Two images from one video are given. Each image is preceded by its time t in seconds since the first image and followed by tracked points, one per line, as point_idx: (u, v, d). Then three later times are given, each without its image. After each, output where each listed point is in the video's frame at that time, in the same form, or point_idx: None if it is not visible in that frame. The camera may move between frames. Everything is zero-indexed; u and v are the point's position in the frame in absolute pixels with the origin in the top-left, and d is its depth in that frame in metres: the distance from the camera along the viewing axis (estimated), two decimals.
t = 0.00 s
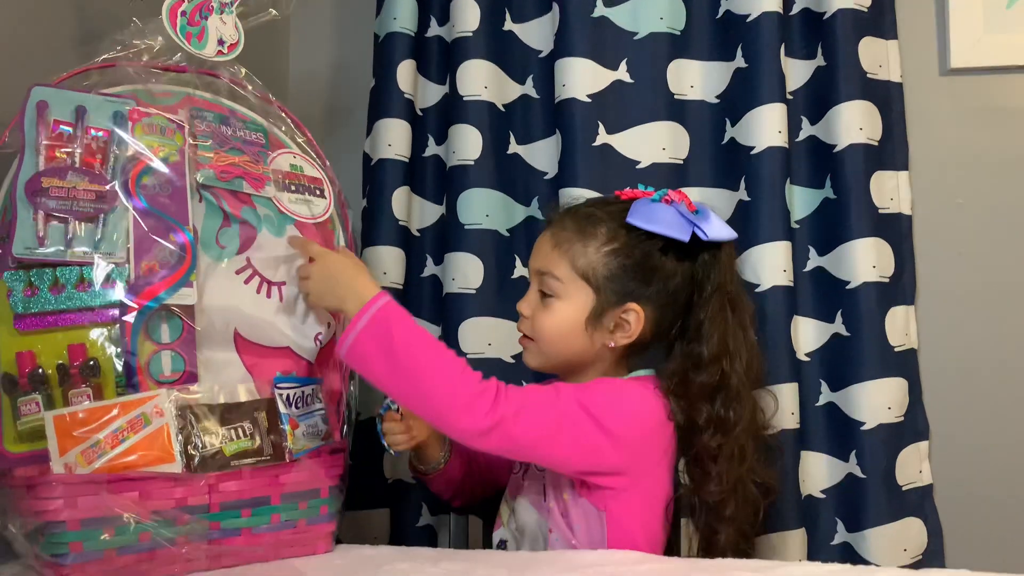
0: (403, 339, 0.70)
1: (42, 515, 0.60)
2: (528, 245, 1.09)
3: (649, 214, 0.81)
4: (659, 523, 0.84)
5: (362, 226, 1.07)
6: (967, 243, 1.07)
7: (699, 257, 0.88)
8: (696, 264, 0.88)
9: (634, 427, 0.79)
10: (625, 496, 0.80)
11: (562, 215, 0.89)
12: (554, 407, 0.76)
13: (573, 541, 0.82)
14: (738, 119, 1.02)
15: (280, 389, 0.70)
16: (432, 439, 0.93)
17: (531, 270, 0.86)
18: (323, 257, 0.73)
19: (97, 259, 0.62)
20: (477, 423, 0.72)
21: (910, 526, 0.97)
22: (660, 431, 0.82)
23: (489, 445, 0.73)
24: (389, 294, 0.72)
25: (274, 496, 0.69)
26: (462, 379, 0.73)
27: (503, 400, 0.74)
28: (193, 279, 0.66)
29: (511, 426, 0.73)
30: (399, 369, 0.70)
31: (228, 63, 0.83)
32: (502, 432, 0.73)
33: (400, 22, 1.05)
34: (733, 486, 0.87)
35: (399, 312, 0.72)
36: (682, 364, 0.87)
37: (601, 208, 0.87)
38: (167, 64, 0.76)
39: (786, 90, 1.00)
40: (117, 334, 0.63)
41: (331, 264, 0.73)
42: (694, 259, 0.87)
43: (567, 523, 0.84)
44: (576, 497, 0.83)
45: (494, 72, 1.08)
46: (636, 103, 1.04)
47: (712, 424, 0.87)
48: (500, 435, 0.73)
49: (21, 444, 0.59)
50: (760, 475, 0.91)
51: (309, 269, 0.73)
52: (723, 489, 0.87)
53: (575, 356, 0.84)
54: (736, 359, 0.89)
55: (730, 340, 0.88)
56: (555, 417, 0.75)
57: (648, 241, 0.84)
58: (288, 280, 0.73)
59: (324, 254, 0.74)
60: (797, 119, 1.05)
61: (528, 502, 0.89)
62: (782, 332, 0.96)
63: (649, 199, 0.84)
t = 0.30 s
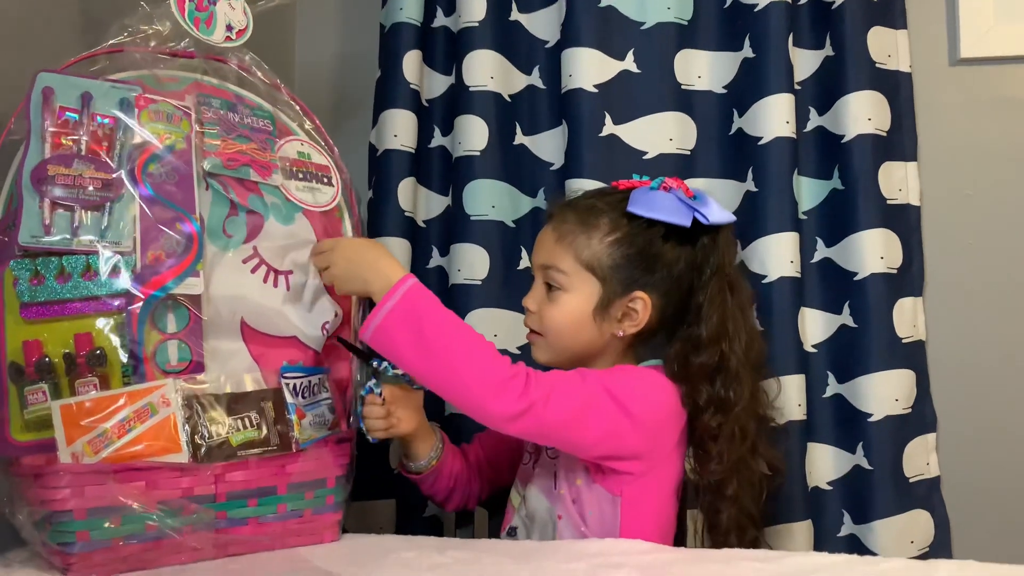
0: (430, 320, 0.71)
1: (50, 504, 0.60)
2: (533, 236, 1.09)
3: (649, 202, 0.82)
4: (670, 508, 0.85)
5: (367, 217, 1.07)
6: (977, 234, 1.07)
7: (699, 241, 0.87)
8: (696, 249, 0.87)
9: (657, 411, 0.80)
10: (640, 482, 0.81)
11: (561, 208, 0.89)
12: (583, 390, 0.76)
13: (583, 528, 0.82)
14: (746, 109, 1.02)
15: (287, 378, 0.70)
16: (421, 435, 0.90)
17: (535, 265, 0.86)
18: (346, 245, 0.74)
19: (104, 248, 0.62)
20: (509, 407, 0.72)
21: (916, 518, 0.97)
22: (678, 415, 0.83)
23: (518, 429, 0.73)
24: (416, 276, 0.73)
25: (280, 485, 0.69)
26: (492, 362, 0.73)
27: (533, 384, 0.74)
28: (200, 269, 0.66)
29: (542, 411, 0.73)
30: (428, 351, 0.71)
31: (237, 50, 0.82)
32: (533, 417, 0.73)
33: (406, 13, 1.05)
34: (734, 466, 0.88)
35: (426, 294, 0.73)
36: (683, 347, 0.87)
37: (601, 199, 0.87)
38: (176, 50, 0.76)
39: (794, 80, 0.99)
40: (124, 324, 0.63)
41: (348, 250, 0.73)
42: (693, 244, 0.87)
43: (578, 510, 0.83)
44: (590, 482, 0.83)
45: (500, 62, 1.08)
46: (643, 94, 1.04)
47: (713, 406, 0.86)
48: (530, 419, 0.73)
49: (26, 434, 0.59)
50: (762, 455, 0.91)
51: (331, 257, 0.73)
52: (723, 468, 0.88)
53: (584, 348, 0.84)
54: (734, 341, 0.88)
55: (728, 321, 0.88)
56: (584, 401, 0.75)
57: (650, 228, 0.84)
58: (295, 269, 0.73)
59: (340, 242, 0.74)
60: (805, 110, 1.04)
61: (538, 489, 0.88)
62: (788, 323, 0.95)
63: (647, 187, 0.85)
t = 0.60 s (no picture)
0: (450, 312, 0.71)
1: (59, 498, 0.60)
2: (540, 230, 1.09)
3: (655, 193, 0.82)
4: (680, 502, 0.85)
5: (374, 211, 1.07)
6: (986, 228, 1.06)
7: (707, 231, 0.89)
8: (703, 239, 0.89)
9: (671, 405, 0.80)
10: (652, 476, 0.81)
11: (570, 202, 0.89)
12: (600, 383, 0.76)
13: (593, 522, 0.82)
14: (753, 103, 1.02)
15: (295, 372, 0.70)
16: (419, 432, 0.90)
17: (544, 261, 0.86)
18: (361, 235, 0.74)
19: (113, 242, 0.62)
20: (529, 399, 0.72)
21: (923, 512, 0.97)
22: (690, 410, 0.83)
23: (536, 422, 0.73)
24: (436, 268, 0.73)
25: (288, 479, 0.69)
26: (511, 355, 0.73)
27: (552, 377, 0.74)
28: (209, 263, 0.67)
29: (561, 403, 0.73)
30: (449, 342, 0.71)
31: (250, 40, 0.82)
32: (552, 409, 0.72)
33: (413, 6, 1.05)
34: (746, 454, 0.89)
35: (447, 287, 0.73)
36: (691, 338, 0.90)
37: (608, 192, 0.87)
38: (187, 40, 0.76)
39: (802, 74, 0.99)
40: (133, 318, 0.63)
41: (364, 241, 0.74)
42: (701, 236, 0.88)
43: (588, 504, 0.83)
44: (600, 475, 0.83)
45: (507, 56, 1.08)
46: (650, 87, 1.04)
47: (725, 393, 0.89)
48: (549, 411, 0.72)
49: (37, 426, 0.59)
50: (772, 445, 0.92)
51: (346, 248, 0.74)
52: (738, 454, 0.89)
53: (597, 342, 0.84)
54: (744, 328, 0.90)
55: (737, 309, 0.89)
56: (601, 394, 0.75)
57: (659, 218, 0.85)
58: (304, 263, 0.73)
59: (354, 233, 0.74)
60: (813, 103, 1.04)
61: (546, 484, 0.88)
62: (796, 317, 0.95)
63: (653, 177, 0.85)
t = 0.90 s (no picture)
0: (457, 319, 0.71)
1: (68, 493, 0.60)
2: (546, 227, 1.09)
3: (680, 185, 0.86)
4: (690, 500, 0.85)
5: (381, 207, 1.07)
6: (994, 225, 1.06)
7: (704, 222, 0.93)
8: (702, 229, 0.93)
9: (680, 406, 0.79)
10: (662, 476, 0.81)
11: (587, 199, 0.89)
12: (607, 388, 0.76)
13: (600, 521, 0.82)
14: (761, 100, 1.01)
15: (302, 368, 0.70)
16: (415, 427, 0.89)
17: (587, 257, 0.84)
18: (373, 235, 0.73)
19: (120, 238, 0.62)
20: (536, 406, 0.71)
21: (931, 510, 0.97)
22: (700, 410, 0.83)
23: (544, 428, 0.73)
24: (445, 273, 0.73)
25: (295, 475, 0.69)
26: (519, 360, 0.72)
27: (560, 382, 0.74)
28: (216, 259, 0.67)
29: (568, 409, 0.73)
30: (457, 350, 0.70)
31: (256, 36, 0.82)
32: (560, 415, 0.72)
33: (419, 3, 1.05)
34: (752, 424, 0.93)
35: (455, 292, 0.72)
36: (695, 317, 0.94)
37: (652, 182, 0.89)
38: (193, 37, 0.76)
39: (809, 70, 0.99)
40: (141, 314, 0.63)
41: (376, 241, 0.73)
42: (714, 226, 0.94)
43: (595, 504, 0.83)
44: (608, 475, 0.83)
45: (514, 53, 1.08)
46: (657, 84, 1.04)
47: (730, 366, 0.93)
48: (556, 417, 0.72)
49: (45, 422, 0.59)
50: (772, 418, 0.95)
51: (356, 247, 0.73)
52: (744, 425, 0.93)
53: (637, 337, 0.85)
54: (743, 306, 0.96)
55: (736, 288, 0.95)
56: (609, 398, 0.75)
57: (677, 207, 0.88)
58: (311, 260, 0.73)
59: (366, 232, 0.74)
60: (821, 100, 1.03)
61: (553, 481, 0.89)
62: (803, 315, 0.95)
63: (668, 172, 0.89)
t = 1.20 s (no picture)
0: (460, 319, 0.71)
1: (72, 491, 0.60)
2: (550, 225, 1.09)
3: (684, 184, 0.85)
4: (693, 499, 0.84)
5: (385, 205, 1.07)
6: (999, 224, 1.06)
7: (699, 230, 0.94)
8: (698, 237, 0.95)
9: (684, 405, 0.79)
10: (665, 476, 0.81)
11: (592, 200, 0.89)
12: (611, 388, 0.75)
13: (604, 519, 0.82)
14: (766, 98, 1.01)
15: (307, 367, 0.70)
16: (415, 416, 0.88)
17: (608, 255, 0.82)
18: (378, 235, 0.74)
19: (124, 235, 0.62)
20: (540, 407, 0.71)
21: (935, 509, 0.97)
22: (704, 409, 0.82)
23: (546, 429, 0.73)
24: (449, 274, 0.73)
25: (300, 473, 0.69)
26: (523, 361, 0.72)
27: (564, 383, 0.73)
28: (221, 258, 0.66)
29: (572, 410, 0.72)
30: (461, 352, 0.70)
31: (261, 33, 0.82)
32: (563, 416, 0.72)
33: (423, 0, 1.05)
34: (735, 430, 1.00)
35: (458, 292, 0.72)
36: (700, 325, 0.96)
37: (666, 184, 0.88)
38: (197, 33, 0.76)
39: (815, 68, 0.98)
40: (145, 312, 0.63)
41: (382, 241, 0.73)
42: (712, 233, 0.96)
43: (599, 503, 0.83)
44: (612, 473, 0.83)
45: (518, 51, 1.08)
46: (661, 82, 1.04)
47: (725, 384, 0.96)
48: (559, 419, 0.72)
49: (50, 419, 0.59)
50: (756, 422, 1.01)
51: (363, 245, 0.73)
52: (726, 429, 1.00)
53: (652, 336, 0.85)
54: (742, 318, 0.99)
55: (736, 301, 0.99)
56: (613, 399, 0.74)
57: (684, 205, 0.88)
58: (315, 258, 0.73)
59: (371, 231, 0.74)
60: (826, 98, 1.03)
61: (558, 480, 0.89)
62: (807, 313, 0.95)
63: (673, 172, 0.88)
